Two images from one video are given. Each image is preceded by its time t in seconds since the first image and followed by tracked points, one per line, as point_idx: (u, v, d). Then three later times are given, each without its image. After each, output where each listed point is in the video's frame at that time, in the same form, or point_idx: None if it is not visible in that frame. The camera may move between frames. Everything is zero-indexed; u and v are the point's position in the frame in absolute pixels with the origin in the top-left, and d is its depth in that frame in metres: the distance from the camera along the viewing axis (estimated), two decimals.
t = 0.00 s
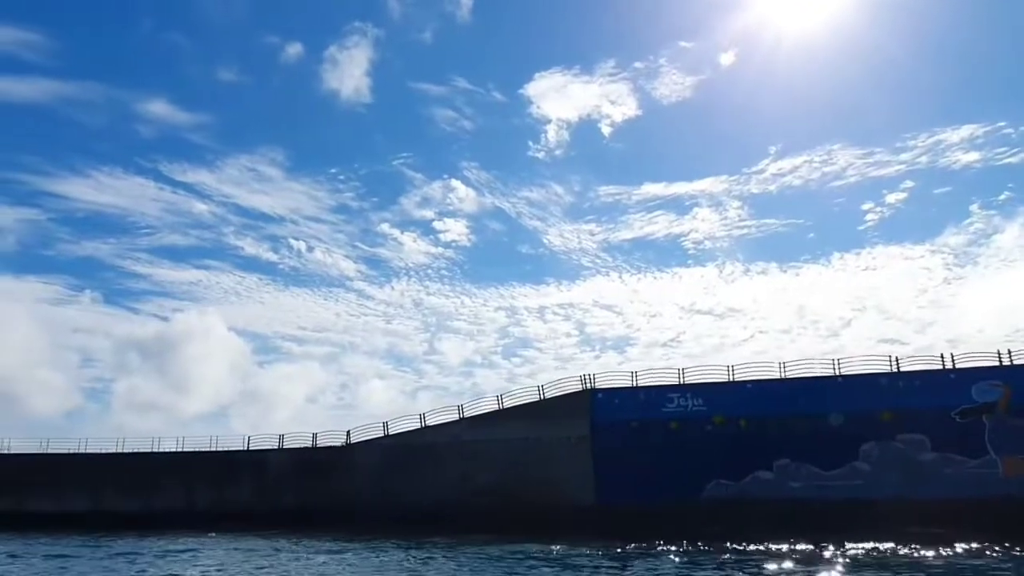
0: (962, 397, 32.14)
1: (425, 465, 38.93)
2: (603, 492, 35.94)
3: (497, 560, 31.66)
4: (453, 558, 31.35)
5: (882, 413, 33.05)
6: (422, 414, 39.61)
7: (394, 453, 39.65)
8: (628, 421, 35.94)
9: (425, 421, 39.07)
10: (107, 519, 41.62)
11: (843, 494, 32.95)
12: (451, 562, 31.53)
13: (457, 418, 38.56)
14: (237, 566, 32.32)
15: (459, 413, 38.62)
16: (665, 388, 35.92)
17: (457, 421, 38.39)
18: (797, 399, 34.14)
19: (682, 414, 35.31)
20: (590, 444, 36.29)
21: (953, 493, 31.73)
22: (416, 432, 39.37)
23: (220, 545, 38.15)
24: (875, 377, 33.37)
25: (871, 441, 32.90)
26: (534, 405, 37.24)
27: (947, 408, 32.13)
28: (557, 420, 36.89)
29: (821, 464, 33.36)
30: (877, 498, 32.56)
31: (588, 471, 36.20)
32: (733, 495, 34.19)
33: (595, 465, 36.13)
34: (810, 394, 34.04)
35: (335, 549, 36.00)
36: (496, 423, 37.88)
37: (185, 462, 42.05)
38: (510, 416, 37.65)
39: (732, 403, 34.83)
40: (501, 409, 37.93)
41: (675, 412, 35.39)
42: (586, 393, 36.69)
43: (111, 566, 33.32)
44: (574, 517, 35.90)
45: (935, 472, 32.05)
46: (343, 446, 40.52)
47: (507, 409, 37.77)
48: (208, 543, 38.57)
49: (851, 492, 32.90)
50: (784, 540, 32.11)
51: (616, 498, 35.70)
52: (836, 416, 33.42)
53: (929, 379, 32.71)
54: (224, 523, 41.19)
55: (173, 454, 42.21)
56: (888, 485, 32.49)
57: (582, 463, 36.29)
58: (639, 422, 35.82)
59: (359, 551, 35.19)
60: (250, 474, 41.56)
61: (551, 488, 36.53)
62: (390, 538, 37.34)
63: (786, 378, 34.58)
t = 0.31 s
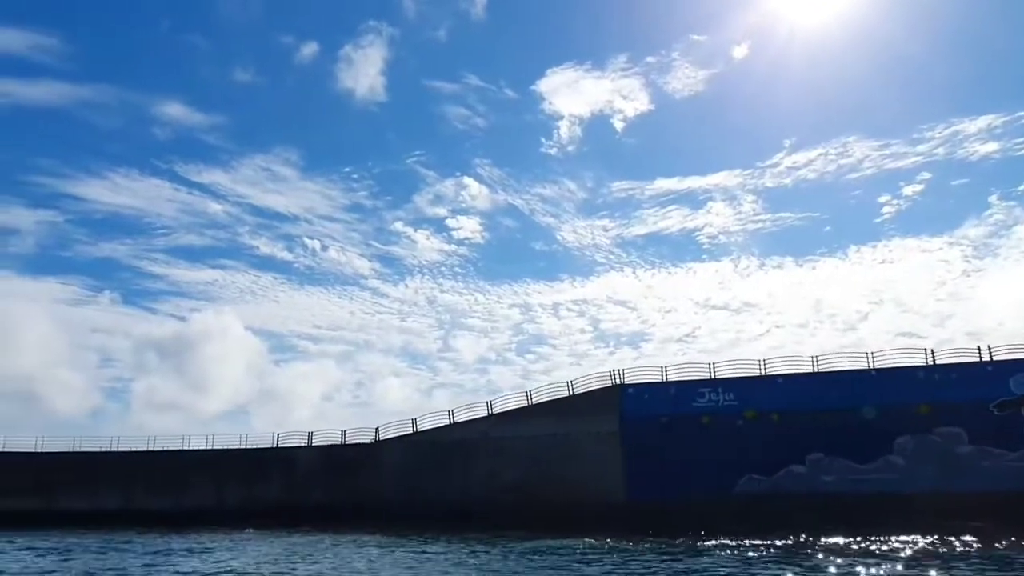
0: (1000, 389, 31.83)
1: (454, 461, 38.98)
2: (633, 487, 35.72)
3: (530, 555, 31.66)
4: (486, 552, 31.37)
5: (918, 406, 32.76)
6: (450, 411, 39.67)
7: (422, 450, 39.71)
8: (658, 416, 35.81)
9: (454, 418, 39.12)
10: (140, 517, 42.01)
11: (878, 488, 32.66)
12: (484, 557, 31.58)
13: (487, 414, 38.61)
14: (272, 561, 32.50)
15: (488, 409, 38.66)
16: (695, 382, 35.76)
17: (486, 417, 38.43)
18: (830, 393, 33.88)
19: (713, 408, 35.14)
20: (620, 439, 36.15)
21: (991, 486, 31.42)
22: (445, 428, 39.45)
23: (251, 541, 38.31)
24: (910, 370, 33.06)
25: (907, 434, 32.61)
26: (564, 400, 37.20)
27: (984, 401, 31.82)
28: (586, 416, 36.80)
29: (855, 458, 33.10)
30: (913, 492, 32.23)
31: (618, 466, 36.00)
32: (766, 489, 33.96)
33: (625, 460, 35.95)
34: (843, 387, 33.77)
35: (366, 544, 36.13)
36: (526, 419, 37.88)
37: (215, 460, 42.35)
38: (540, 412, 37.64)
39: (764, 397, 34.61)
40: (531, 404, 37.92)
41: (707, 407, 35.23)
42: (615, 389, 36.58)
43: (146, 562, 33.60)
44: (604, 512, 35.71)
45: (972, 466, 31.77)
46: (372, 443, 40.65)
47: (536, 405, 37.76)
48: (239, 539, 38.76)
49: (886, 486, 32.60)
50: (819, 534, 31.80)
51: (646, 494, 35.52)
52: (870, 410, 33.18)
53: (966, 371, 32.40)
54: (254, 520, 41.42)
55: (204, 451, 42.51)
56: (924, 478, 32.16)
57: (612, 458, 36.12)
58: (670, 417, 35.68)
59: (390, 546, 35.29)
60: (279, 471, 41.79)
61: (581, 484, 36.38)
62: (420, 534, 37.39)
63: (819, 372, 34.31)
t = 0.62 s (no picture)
0: None
1: (484, 456, 38.95)
2: (666, 482, 35.51)
3: (566, 550, 31.59)
4: (522, 546, 31.34)
5: (957, 399, 32.37)
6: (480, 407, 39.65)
7: (452, 445, 39.73)
8: (690, 410, 35.57)
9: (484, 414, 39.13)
10: (173, 513, 42.33)
11: (916, 482, 32.33)
12: (520, 552, 31.54)
13: (517, 410, 38.54)
14: (308, 557, 32.63)
15: (518, 404, 38.57)
16: (727, 376, 35.47)
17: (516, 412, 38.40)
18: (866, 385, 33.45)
19: (746, 402, 34.84)
20: (652, 434, 35.91)
21: None
22: (475, 424, 39.48)
23: (284, 536, 38.52)
24: (949, 362, 32.58)
25: (945, 427, 32.26)
26: (594, 395, 37.01)
27: None
28: (618, 410, 36.60)
29: (892, 451, 32.75)
30: (952, 485, 31.94)
31: (650, 460, 35.77)
32: (801, 483, 33.65)
33: (657, 454, 35.72)
34: (880, 380, 33.33)
35: (399, 539, 36.21)
36: (556, 414, 37.75)
37: (246, 456, 42.56)
38: (570, 407, 37.52)
39: (798, 390, 34.23)
40: (560, 400, 37.79)
41: (739, 400, 34.92)
42: (646, 383, 36.29)
43: (183, 558, 33.81)
44: (637, 506, 35.56)
45: (1012, 459, 31.48)
46: (401, 439, 40.70)
47: (566, 400, 37.63)
48: (272, 535, 38.99)
49: (924, 479, 32.26)
50: (857, 528, 31.49)
51: (679, 488, 35.31)
52: (907, 403, 32.77)
53: (1006, 363, 31.97)
54: (286, 516, 41.64)
55: (235, 448, 42.72)
56: (963, 472, 31.89)
57: (644, 452, 35.91)
58: (701, 411, 35.43)
59: (424, 542, 35.35)
60: (310, 467, 41.95)
61: (613, 478, 36.21)
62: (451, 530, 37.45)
63: (854, 365, 33.91)
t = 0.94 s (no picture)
0: None
1: (523, 453, 38.88)
2: (709, 477, 35.20)
3: (612, 545, 31.47)
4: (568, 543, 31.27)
5: (1008, 392, 31.92)
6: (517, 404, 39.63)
7: (491, 442, 39.70)
8: (733, 405, 35.21)
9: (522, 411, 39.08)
10: (217, 510, 42.78)
11: (967, 477, 31.78)
12: (566, 547, 31.48)
13: (555, 406, 38.43)
14: (353, 552, 32.81)
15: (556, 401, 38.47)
16: (770, 370, 35.07)
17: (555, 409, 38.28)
18: (913, 378, 33.00)
19: (790, 396, 34.42)
20: (693, 429, 35.61)
21: None
22: (512, 421, 39.44)
23: (326, 533, 38.77)
24: (999, 355, 32.17)
25: (996, 421, 31.77)
26: (634, 391, 36.79)
27: None
28: (658, 406, 36.36)
29: (942, 445, 32.25)
30: (1005, 480, 31.40)
31: (692, 456, 35.47)
32: (848, 478, 33.21)
33: (699, 450, 35.41)
34: (927, 373, 32.86)
35: (442, 535, 36.27)
36: (595, 409, 37.60)
37: (286, 453, 42.89)
38: (609, 403, 37.32)
39: (843, 384, 33.80)
40: (599, 396, 37.61)
41: (783, 395, 34.51)
42: (686, 378, 36.01)
43: (230, 554, 34.13)
44: (680, 502, 35.30)
45: None
46: (439, 436, 40.76)
47: (605, 396, 37.44)
48: (313, 531, 39.25)
49: (976, 474, 31.73)
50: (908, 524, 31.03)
51: (722, 484, 34.99)
52: (956, 396, 32.29)
53: None
54: (326, 512, 41.94)
55: (274, 445, 43.07)
56: (1016, 466, 31.33)
57: (686, 447, 35.61)
58: (744, 406, 35.05)
59: (467, 537, 35.41)
60: (348, 464, 42.16)
61: (654, 474, 35.96)
62: (493, 526, 37.45)
63: (900, 358, 33.40)
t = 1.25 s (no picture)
0: None
1: (561, 450, 38.72)
2: (751, 474, 34.78)
3: (654, 542, 31.18)
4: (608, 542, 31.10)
5: None
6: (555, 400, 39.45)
7: (528, 439, 39.60)
8: (775, 401, 34.75)
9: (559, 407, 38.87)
10: (255, 506, 43.19)
11: (1019, 475, 31.12)
12: (609, 543, 31.25)
13: (593, 403, 38.18)
14: (394, 548, 32.89)
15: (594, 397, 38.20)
16: (813, 366, 34.52)
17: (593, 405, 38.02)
18: (962, 374, 32.35)
19: (834, 392, 33.88)
20: (735, 425, 35.19)
21: None
22: (550, 417, 39.26)
23: (364, 529, 38.96)
24: None
25: None
26: (674, 387, 36.37)
27: None
28: (699, 402, 35.95)
29: (992, 443, 31.61)
30: None
31: (734, 452, 35.06)
32: (895, 476, 32.62)
33: (741, 446, 35.00)
34: (977, 369, 32.20)
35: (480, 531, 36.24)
36: (633, 406, 37.28)
37: (323, 450, 43.09)
38: (648, 399, 36.96)
39: (888, 380, 33.19)
40: (637, 392, 37.26)
41: (826, 391, 33.97)
42: (727, 374, 35.49)
43: (272, 549, 34.31)
44: (722, 500, 35.00)
45: None
46: (476, 432, 40.74)
47: (644, 392, 37.08)
48: (352, 527, 39.47)
49: None
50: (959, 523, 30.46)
51: (764, 481, 34.57)
52: (1007, 392, 31.63)
53: None
54: (364, 508, 42.20)
55: (312, 442, 43.30)
56: None
57: (727, 444, 35.20)
58: (787, 402, 34.57)
59: (505, 534, 35.35)
60: (385, 460, 42.26)
61: (696, 471, 35.61)
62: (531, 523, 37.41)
63: (949, 353, 32.70)
